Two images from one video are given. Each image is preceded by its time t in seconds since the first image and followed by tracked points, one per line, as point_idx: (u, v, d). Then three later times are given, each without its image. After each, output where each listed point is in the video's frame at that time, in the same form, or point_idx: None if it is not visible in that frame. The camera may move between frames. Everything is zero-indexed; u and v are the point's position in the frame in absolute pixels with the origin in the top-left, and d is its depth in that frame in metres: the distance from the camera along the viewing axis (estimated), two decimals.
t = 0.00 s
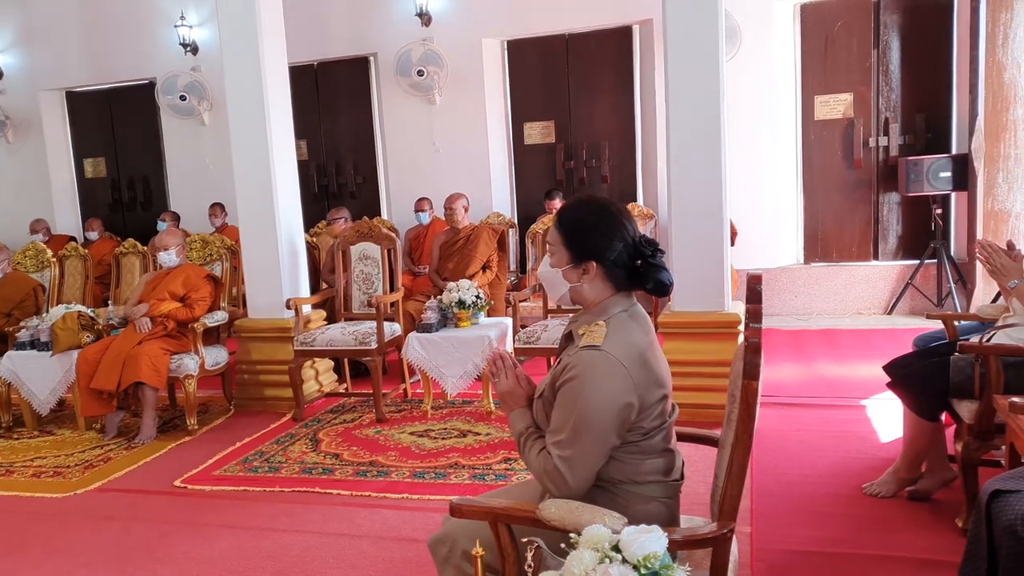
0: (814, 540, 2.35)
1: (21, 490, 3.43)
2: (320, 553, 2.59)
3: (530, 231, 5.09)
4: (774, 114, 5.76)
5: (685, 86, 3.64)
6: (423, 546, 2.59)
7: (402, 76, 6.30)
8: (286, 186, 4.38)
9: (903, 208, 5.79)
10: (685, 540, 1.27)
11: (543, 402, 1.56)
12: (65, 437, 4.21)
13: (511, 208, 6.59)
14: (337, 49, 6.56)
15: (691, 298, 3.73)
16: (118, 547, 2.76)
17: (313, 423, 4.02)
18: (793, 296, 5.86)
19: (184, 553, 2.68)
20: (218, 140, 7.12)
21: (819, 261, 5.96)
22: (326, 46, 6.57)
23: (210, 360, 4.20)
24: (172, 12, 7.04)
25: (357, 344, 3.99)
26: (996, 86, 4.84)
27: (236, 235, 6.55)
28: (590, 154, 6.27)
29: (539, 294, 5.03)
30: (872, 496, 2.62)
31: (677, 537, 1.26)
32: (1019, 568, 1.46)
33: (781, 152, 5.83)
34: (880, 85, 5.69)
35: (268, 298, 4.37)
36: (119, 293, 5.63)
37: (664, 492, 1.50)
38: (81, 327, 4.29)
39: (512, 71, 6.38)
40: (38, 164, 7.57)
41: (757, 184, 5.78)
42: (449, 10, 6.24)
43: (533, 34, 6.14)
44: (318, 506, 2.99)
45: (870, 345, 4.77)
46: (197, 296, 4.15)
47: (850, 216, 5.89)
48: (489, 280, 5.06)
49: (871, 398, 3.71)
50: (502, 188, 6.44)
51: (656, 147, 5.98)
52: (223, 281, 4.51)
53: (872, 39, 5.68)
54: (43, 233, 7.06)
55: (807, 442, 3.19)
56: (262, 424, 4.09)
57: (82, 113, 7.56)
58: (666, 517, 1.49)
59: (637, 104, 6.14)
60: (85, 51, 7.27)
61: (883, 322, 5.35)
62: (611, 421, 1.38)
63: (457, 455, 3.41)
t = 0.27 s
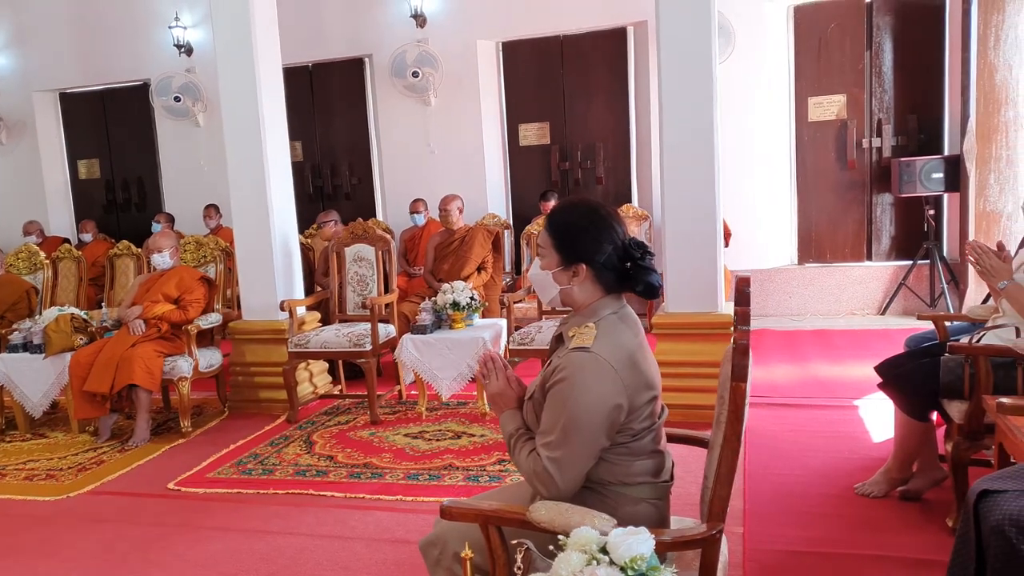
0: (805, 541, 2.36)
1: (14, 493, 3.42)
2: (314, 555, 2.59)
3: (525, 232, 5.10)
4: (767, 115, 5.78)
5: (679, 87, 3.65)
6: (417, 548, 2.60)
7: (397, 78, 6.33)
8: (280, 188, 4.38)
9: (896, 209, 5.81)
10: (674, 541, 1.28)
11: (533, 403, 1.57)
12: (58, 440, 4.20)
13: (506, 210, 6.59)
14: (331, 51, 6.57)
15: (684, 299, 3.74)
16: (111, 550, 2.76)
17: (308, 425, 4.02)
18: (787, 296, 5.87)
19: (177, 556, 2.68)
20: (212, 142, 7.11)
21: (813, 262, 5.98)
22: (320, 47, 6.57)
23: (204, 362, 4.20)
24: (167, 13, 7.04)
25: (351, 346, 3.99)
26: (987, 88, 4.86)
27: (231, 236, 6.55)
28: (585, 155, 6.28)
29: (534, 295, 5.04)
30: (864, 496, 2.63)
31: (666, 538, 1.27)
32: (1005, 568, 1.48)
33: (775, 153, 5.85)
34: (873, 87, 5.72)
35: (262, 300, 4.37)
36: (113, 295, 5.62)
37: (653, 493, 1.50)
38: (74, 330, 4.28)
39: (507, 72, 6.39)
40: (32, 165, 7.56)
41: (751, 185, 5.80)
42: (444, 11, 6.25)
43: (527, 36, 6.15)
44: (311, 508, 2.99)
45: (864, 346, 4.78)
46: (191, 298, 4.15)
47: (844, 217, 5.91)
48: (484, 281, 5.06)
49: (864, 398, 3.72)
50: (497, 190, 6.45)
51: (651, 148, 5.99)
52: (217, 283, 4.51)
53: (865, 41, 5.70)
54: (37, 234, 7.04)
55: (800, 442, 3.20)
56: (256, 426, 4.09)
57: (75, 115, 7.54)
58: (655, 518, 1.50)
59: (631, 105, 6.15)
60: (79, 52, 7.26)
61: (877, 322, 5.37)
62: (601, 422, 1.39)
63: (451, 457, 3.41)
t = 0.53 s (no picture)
0: (795, 540, 2.36)
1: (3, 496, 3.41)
2: (305, 558, 2.59)
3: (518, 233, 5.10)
4: (760, 116, 5.80)
5: (671, 88, 3.65)
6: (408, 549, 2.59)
7: (390, 78, 6.31)
8: (272, 189, 4.38)
9: (889, 209, 5.83)
10: (662, 541, 1.28)
11: (522, 404, 1.57)
12: (48, 442, 4.18)
13: (501, 210, 6.59)
14: (325, 51, 6.56)
15: (676, 299, 3.75)
16: (100, 553, 2.75)
17: (300, 427, 4.01)
18: (781, 296, 5.88)
19: (168, 558, 2.67)
20: (205, 142, 7.10)
21: (805, 262, 5.99)
22: (314, 47, 6.56)
23: (196, 364, 4.18)
24: (159, 13, 7.02)
25: (344, 347, 3.99)
26: (977, 89, 4.88)
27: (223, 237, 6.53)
28: (579, 156, 6.28)
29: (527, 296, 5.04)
30: (855, 495, 2.63)
31: (653, 539, 1.27)
32: (991, 566, 1.49)
33: (768, 154, 5.87)
34: (865, 88, 5.73)
35: (254, 301, 4.36)
36: (104, 296, 5.60)
37: (642, 493, 1.50)
38: (64, 331, 4.26)
39: (501, 72, 6.39)
40: (23, 166, 7.52)
41: (745, 185, 5.82)
42: (437, 12, 6.24)
43: (520, 36, 6.15)
44: (303, 510, 2.98)
45: (857, 346, 4.79)
46: (182, 300, 4.13)
47: (836, 217, 5.92)
48: (478, 282, 5.06)
49: (857, 397, 3.73)
50: (491, 190, 6.45)
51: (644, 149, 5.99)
52: (209, 284, 4.51)
53: (858, 42, 5.71)
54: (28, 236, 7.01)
55: (792, 442, 3.21)
56: (248, 428, 4.08)
57: (67, 115, 7.51)
58: (644, 518, 1.50)
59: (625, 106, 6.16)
60: (70, 52, 7.23)
61: (870, 322, 5.38)
62: (589, 422, 1.39)
63: (444, 458, 3.41)
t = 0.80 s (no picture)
0: (783, 540, 2.37)
1: None
2: (294, 561, 2.58)
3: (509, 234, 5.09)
4: (749, 117, 5.82)
5: (660, 89, 3.66)
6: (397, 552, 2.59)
7: (381, 79, 6.30)
8: (262, 190, 4.36)
9: (877, 210, 5.86)
10: (649, 543, 1.28)
11: (510, 407, 1.57)
12: (34, 446, 4.15)
13: (491, 211, 6.59)
14: (315, 52, 6.54)
15: (666, 300, 3.76)
16: (87, 558, 2.73)
17: (290, 429, 4.00)
18: (770, 297, 5.90)
19: (155, 563, 2.66)
20: (194, 143, 7.06)
21: (795, 262, 6.01)
22: (304, 48, 6.55)
23: (184, 366, 4.16)
24: (148, 13, 6.98)
25: (334, 349, 3.97)
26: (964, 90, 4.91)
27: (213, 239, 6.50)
28: (570, 157, 6.29)
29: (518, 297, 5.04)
30: (843, 495, 2.64)
31: (640, 540, 1.27)
32: (975, 566, 1.50)
33: (758, 154, 5.89)
34: (853, 89, 5.76)
35: (243, 303, 4.34)
36: (92, 298, 5.57)
37: (629, 495, 1.50)
38: (50, 334, 4.24)
39: (491, 73, 6.39)
40: (10, 167, 7.47)
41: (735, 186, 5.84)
42: (427, 13, 6.24)
43: (511, 37, 6.15)
44: (292, 513, 2.97)
45: (846, 346, 4.82)
46: (170, 302, 4.11)
47: (826, 217, 5.94)
48: (469, 283, 5.06)
49: (846, 398, 3.74)
50: (482, 191, 6.44)
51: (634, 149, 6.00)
52: (198, 286, 4.49)
53: (846, 43, 5.74)
54: (15, 237, 6.96)
55: (781, 442, 3.22)
56: (238, 430, 4.07)
57: (55, 116, 7.47)
58: (631, 520, 1.50)
59: (615, 107, 6.16)
60: (59, 52, 7.19)
61: (859, 322, 5.40)
62: (576, 425, 1.39)
63: (434, 460, 3.41)
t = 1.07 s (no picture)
0: (771, 539, 2.37)
1: None
2: (283, 563, 2.56)
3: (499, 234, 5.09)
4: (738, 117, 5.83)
5: (649, 89, 3.66)
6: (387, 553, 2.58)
7: (370, 79, 6.28)
8: (249, 190, 4.34)
9: (865, 210, 5.89)
10: (638, 542, 1.28)
11: (498, 407, 1.56)
12: (19, 449, 4.11)
13: (481, 212, 6.58)
14: (303, 52, 6.52)
15: (655, 300, 3.76)
16: (73, 562, 2.71)
17: (279, 431, 3.98)
18: (759, 296, 5.92)
19: (142, 566, 2.63)
20: (182, 144, 7.02)
21: (783, 262, 6.04)
22: (292, 48, 6.52)
23: (172, 367, 4.14)
24: (134, 13, 6.94)
25: (323, 350, 3.96)
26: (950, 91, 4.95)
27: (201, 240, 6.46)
28: (559, 157, 6.29)
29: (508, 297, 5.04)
30: (831, 493, 2.65)
31: (630, 539, 1.27)
32: (962, 563, 1.51)
33: (746, 155, 5.91)
34: (841, 90, 5.79)
35: (231, 304, 4.32)
36: (79, 300, 5.53)
37: (618, 494, 1.50)
38: (36, 336, 4.22)
39: (480, 74, 6.38)
40: None
41: (725, 186, 5.86)
42: (416, 13, 6.23)
43: (500, 38, 6.15)
44: (281, 515, 2.96)
45: (834, 345, 4.84)
46: (157, 303, 4.09)
47: (814, 217, 5.97)
48: (458, 283, 5.05)
49: (834, 396, 3.76)
50: (472, 191, 6.43)
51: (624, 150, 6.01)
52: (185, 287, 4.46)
53: (834, 43, 5.77)
54: None
55: (770, 441, 3.23)
56: (225, 432, 4.04)
57: (40, 116, 7.41)
58: (621, 520, 1.50)
59: (604, 107, 6.17)
60: (44, 52, 7.14)
61: (847, 322, 5.43)
62: (564, 424, 1.38)
63: (424, 461, 3.40)
